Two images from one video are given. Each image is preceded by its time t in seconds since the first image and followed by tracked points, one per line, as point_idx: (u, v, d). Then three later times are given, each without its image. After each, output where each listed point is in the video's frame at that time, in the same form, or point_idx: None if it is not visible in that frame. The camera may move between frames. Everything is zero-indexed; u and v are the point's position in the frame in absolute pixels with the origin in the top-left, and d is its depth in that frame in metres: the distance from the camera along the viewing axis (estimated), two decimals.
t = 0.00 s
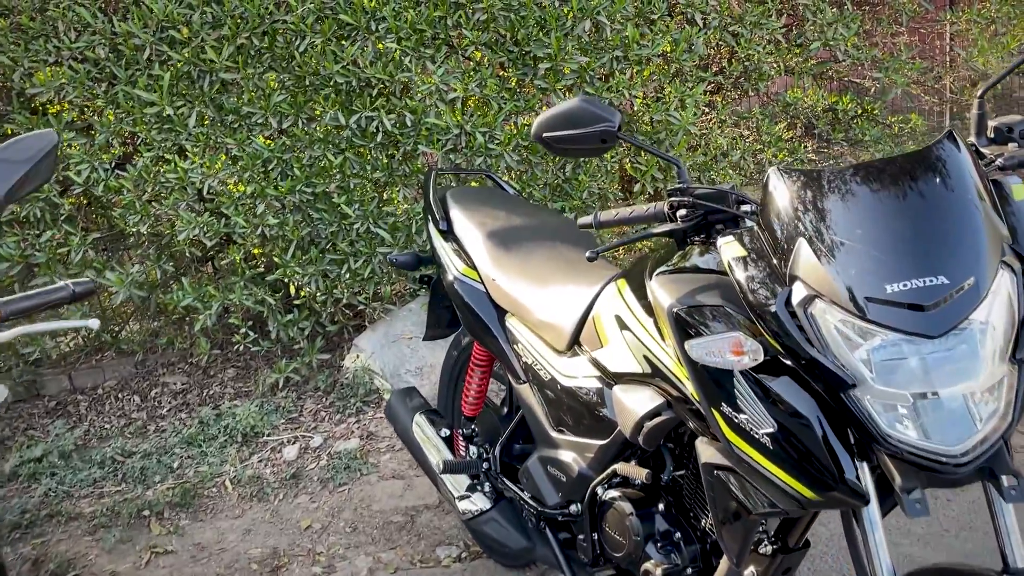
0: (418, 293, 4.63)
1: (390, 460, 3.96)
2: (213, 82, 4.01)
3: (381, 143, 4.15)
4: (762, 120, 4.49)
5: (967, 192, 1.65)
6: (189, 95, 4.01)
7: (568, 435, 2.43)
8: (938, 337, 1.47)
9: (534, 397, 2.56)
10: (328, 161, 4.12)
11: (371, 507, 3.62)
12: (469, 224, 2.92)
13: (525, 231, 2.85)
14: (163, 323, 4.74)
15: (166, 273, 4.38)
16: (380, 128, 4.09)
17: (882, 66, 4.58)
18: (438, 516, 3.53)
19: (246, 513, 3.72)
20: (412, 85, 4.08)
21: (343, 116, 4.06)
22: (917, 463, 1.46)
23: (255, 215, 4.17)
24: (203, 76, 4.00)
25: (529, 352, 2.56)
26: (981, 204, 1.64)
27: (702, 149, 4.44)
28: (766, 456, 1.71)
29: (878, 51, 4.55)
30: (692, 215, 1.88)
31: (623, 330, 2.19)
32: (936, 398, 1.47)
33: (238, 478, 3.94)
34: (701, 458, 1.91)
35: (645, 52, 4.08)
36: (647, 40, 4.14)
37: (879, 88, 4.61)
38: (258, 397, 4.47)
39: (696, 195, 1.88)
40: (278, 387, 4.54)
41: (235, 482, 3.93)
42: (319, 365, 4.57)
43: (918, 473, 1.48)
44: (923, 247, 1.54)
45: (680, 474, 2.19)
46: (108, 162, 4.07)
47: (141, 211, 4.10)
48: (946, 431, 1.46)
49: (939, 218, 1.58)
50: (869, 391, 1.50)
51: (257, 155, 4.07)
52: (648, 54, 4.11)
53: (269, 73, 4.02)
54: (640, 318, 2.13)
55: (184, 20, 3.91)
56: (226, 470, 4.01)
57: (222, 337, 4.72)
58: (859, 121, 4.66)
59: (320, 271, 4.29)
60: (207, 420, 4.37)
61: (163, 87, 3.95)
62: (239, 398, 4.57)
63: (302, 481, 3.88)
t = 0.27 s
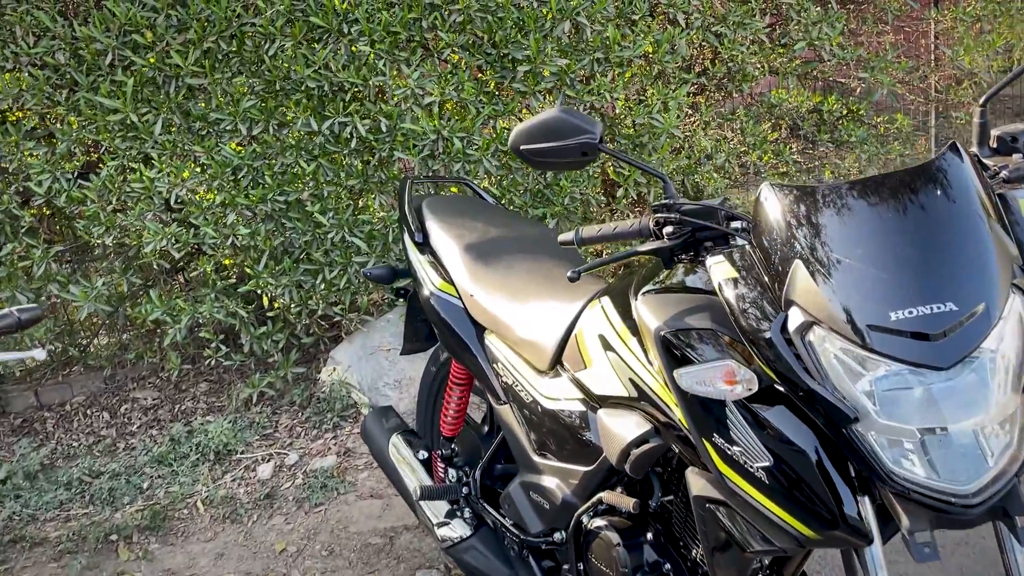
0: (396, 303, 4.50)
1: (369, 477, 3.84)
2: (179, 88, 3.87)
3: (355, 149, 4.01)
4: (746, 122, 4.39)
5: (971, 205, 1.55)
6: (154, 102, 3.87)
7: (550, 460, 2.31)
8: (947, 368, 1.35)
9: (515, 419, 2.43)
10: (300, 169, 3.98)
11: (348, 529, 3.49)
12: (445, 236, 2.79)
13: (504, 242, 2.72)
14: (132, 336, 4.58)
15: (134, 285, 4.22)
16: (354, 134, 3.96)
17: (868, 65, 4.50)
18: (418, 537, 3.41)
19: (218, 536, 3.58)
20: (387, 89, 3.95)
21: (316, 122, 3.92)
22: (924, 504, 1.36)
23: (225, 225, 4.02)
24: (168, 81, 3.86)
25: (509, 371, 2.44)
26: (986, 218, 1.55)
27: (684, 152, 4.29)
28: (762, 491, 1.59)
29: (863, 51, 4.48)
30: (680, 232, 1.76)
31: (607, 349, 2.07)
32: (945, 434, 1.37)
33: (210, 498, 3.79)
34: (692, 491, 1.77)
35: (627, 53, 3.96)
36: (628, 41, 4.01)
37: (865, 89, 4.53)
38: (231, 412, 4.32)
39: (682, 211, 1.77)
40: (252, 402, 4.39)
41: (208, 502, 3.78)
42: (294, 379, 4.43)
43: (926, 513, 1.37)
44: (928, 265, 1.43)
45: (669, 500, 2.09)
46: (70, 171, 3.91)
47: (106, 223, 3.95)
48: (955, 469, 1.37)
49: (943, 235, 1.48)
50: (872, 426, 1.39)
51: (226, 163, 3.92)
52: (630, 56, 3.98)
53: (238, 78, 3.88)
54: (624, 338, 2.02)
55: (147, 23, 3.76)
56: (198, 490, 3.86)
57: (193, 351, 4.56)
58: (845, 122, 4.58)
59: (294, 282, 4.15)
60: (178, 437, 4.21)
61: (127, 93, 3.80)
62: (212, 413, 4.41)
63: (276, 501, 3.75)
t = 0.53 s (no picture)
0: (374, 313, 4.34)
1: (350, 497, 3.69)
2: (143, 94, 3.70)
3: (330, 155, 3.86)
4: (731, 122, 4.27)
5: (996, 219, 1.46)
6: (117, 109, 3.69)
7: (542, 488, 2.19)
8: (980, 405, 1.28)
9: (504, 443, 2.31)
10: (272, 176, 3.82)
11: (329, 554, 3.35)
12: (425, 249, 2.65)
13: (488, 255, 2.59)
14: (100, 351, 4.40)
15: (100, 300, 4.04)
16: (328, 139, 3.80)
17: (854, 62, 4.41)
18: (402, 561, 3.28)
19: (193, 563, 3.42)
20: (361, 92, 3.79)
21: (287, 127, 3.76)
22: (956, 550, 1.29)
23: (194, 236, 3.86)
24: (131, 87, 3.69)
25: (496, 393, 2.31)
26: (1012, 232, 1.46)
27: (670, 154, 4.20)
28: (776, 532, 1.48)
29: (849, 48, 4.40)
30: (680, 251, 1.63)
31: (602, 372, 1.94)
32: (976, 475, 1.30)
33: (184, 523, 3.63)
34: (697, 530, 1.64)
35: (609, 53, 3.83)
36: (610, 40, 3.89)
37: (853, 86, 4.44)
38: (205, 430, 4.15)
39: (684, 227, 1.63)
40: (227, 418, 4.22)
41: (181, 527, 3.61)
42: (270, 394, 4.27)
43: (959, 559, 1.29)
44: (953, 285, 1.35)
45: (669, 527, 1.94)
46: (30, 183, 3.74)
47: (69, 236, 3.78)
48: (986, 511, 1.30)
49: (968, 253, 1.40)
50: (901, 467, 1.31)
51: (194, 171, 3.76)
52: (612, 55, 3.86)
53: (205, 83, 3.71)
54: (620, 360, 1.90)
55: (108, 27, 3.59)
56: (171, 514, 3.69)
57: (163, 368, 4.38)
58: (831, 120, 4.50)
59: (268, 294, 3.98)
60: (149, 458, 4.02)
61: (88, 101, 3.63)
62: (185, 431, 4.23)
63: (253, 524, 3.59)
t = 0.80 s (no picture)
0: (356, 323, 4.07)
1: (335, 522, 3.47)
2: (101, 90, 3.39)
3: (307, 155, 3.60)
4: (729, 113, 4.09)
5: None
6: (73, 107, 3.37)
7: (560, 527, 1.95)
8: None
9: (514, 475, 2.06)
10: (245, 178, 3.55)
11: None
12: (419, 258, 2.41)
13: (489, 266, 2.37)
14: (56, 368, 3.95)
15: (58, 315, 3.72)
16: (306, 137, 3.53)
17: (855, 51, 4.31)
18: None
19: None
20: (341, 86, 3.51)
21: (261, 124, 3.49)
22: None
23: (160, 243, 3.58)
24: (87, 83, 3.38)
25: (504, 419, 2.07)
26: None
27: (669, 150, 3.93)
28: None
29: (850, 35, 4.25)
30: (733, 266, 1.52)
31: (632, 399, 1.72)
32: None
33: (154, 555, 3.34)
34: None
35: (607, 41, 3.65)
36: (606, 29, 3.71)
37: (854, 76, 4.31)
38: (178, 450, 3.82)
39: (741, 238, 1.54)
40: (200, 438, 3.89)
41: (151, 559, 3.33)
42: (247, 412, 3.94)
43: None
44: None
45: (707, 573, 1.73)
46: None
47: (21, 245, 3.42)
48: None
49: None
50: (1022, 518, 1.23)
51: (160, 174, 3.50)
52: (609, 45, 3.68)
53: (170, 77, 3.42)
54: (653, 387, 1.68)
55: (61, 16, 3.27)
56: (141, 544, 3.38)
57: (128, 384, 3.99)
58: (830, 112, 4.34)
59: (242, 304, 3.69)
60: (116, 483, 3.65)
61: (40, 97, 3.30)
62: (155, 452, 3.84)
63: (231, 554, 3.35)
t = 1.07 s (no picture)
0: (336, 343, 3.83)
1: (323, 562, 3.11)
2: (53, 98, 3.13)
3: (281, 165, 3.32)
4: (726, 114, 3.91)
5: None
6: (22, 116, 3.12)
7: None
8: None
9: (539, 531, 1.84)
10: (214, 192, 3.27)
11: None
12: (420, 284, 2.18)
13: (498, 292, 2.14)
14: (11, 400, 3.70)
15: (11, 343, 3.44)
16: (280, 146, 3.26)
17: (856, 45, 4.03)
18: None
19: None
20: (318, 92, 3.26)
21: (231, 134, 3.21)
22: None
23: (122, 263, 3.29)
24: (38, 92, 3.11)
25: (524, 469, 1.84)
26: None
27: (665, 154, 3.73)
28: None
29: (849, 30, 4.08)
30: (823, 317, 1.31)
31: (682, 456, 1.51)
32: None
33: None
34: None
35: (601, 40, 3.39)
36: (600, 27, 3.46)
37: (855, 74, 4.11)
38: (144, 484, 3.55)
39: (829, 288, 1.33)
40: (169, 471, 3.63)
41: None
42: (219, 441, 3.71)
43: None
44: None
45: None
46: None
47: None
48: None
49: None
50: None
51: (121, 188, 3.20)
52: (604, 44, 3.41)
53: (129, 83, 3.15)
54: (708, 443, 1.46)
55: (8, 19, 3.02)
56: None
57: (90, 416, 3.75)
58: (827, 111, 4.16)
59: (213, 327, 3.42)
60: (78, 524, 3.34)
61: None
62: (119, 488, 3.57)
63: None
